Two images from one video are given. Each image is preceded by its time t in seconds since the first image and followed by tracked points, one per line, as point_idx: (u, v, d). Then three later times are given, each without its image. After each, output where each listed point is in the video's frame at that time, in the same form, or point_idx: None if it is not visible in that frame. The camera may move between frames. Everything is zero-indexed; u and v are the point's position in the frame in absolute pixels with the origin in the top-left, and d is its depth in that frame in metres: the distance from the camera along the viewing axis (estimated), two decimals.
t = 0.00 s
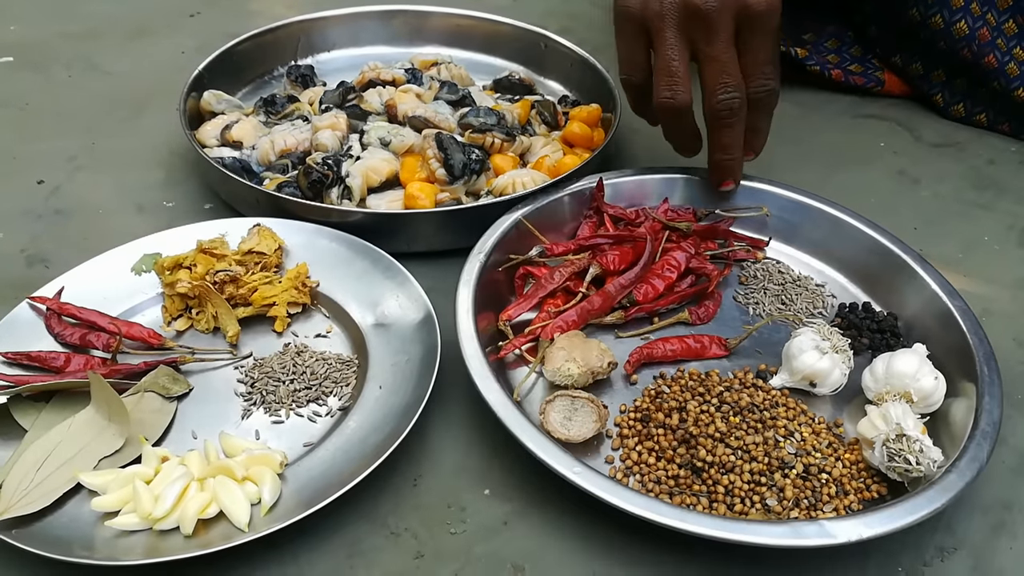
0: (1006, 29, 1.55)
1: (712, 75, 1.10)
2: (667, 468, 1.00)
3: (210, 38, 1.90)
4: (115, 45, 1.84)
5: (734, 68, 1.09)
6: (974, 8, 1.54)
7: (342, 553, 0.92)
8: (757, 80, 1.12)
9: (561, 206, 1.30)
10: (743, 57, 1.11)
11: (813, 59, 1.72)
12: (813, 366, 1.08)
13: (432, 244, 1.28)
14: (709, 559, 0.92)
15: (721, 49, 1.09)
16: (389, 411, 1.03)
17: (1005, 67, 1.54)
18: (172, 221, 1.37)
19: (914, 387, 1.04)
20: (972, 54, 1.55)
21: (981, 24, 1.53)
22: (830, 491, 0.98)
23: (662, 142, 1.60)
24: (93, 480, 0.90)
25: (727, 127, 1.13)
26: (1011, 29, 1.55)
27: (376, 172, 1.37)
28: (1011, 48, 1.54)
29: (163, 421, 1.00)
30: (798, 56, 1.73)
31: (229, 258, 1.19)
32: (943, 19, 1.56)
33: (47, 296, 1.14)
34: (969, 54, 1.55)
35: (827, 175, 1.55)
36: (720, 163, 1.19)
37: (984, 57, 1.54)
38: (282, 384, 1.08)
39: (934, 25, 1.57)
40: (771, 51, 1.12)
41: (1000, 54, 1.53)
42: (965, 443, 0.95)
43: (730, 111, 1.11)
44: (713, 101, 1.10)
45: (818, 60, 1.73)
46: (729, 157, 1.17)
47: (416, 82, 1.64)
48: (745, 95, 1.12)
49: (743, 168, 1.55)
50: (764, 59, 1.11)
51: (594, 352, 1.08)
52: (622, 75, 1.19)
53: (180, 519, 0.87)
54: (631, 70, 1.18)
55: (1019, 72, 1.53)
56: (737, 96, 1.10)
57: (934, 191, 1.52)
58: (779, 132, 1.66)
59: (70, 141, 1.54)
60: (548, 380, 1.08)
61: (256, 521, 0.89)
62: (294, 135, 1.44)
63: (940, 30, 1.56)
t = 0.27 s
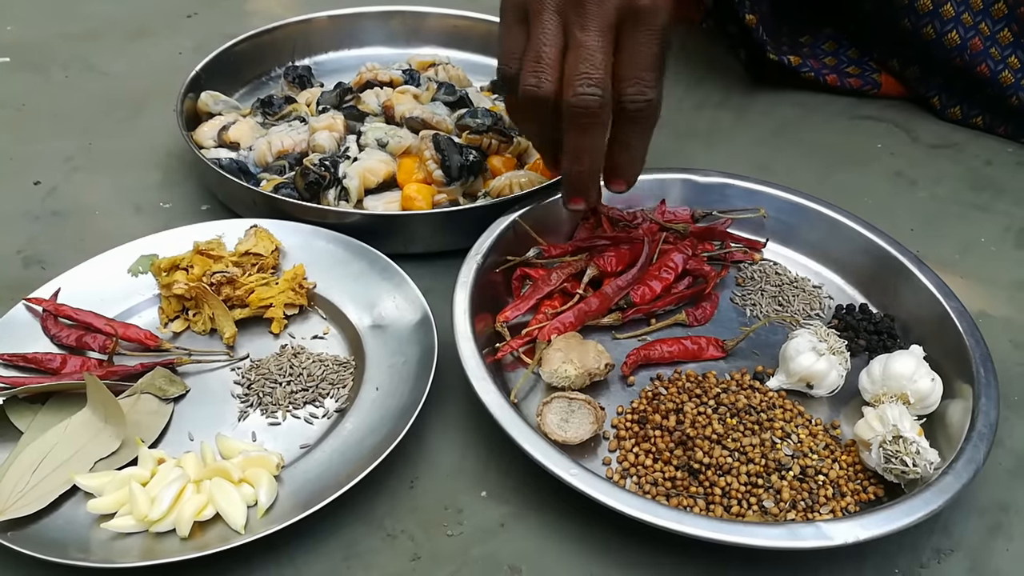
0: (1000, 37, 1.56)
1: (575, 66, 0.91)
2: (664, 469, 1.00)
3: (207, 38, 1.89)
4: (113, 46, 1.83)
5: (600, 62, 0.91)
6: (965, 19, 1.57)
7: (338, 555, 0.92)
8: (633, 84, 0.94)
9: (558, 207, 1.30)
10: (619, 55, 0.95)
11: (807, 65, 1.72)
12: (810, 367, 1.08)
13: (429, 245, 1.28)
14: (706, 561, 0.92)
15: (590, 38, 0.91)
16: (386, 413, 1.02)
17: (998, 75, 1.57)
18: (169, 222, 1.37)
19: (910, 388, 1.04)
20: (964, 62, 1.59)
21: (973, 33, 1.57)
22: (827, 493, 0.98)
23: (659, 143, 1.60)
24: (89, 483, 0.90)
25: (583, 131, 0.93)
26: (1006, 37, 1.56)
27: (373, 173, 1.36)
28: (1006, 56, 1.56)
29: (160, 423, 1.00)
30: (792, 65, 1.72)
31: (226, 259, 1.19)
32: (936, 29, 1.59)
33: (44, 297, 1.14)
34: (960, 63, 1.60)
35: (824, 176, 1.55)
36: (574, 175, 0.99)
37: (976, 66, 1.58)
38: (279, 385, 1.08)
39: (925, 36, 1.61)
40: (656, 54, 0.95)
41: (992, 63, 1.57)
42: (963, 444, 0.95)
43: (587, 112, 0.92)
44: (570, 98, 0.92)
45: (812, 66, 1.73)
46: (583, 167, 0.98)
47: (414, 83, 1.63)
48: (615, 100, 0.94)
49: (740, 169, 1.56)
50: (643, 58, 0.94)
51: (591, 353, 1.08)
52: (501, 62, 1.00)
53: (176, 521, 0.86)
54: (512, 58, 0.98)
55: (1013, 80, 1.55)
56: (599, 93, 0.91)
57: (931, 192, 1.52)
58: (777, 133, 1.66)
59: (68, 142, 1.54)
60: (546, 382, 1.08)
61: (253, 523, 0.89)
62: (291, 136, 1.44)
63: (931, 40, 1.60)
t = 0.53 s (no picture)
0: (994, 42, 1.55)
1: (623, 109, 1.02)
2: (662, 470, 1.00)
3: (206, 39, 1.89)
4: (111, 46, 1.83)
5: (644, 106, 1.02)
6: (961, 24, 1.55)
7: (336, 556, 0.92)
8: (681, 124, 1.04)
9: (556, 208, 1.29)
10: (657, 103, 1.05)
11: (805, 68, 1.72)
12: (808, 368, 1.08)
13: (428, 245, 1.28)
14: (703, 562, 0.92)
15: (632, 85, 1.03)
16: (384, 413, 1.02)
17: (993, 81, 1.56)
18: (167, 222, 1.37)
19: (908, 389, 1.04)
20: (959, 67, 1.58)
21: (968, 39, 1.55)
22: (825, 494, 0.98)
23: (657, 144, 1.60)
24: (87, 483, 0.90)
25: (637, 167, 1.02)
26: (1001, 43, 1.55)
27: (371, 173, 1.36)
28: (1000, 62, 1.55)
29: (158, 423, 1.00)
30: (790, 68, 1.72)
31: (224, 259, 1.19)
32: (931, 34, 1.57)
33: (42, 297, 1.14)
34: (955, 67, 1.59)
35: (822, 177, 1.55)
36: (561, 186, 1.05)
37: (971, 72, 1.57)
38: (277, 386, 1.08)
39: (921, 40, 1.59)
40: (689, 102, 1.06)
41: (989, 68, 1.55)
42: (960, 445, 0.95)
43: (640, 148, 1.01)
44: (625, 138, 1.01)
45: (810, 68, 1.73)
46: (638, 204, 1.02)
47: (412, 83, 1.63)
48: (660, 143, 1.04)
49: (739, 170, 1.56)
50: (680, 105, 1.05)
51: (589, 354, 1.08)
52: (516, 79, 1.08)
53: (174, 522, 0.86)
54: (529, 75, 1.07)
55: (1009, 86, 1.55)
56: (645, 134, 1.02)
57: (929, 193, 1.52)
58: (775, 134, 1.66)
59: (66, 142, 1.54)
60: (544, 382, 1.08)
61: (251, 523, 0.89)
62: (290, 136, 1.45)
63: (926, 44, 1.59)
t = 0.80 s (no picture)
0: (992, 41, 1.57)
1: (615, 121, 1.04)
2: (660, 469, 1.00)
3: (205, 37, 1.89)
4: (110, 45, 1.83)
5: (636, 119, 1.04)
6: (959, 22, 1.55)
7: (334, 554, 0.92)
8: (668, 138, 1.06)
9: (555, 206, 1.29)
10: (649, 113, 1.07)
11: (803, 67, 1.72)
12: (806, 367, 1.08)
13: (426, 244, 1.28)
14: (701, 560, 0.92)
15: (626, 96, 1.03)
16: (382, 412, 1.02)
17: (990, 80, 1.56)
18: (166, 220, 1.37)
19: (906, 387, 1.04)
20: (957, 66, 1.58)
21: (966, 37, 1.55)
22: (822, 492, 0.98)
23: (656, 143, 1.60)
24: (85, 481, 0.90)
25: (627, 178, 1.04)
26: (999, 41, 1.57)
27: (370, 172, 1.36)
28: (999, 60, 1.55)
29: (156, 421, 1.00)
30: (788, 67, 1.72)
31: (222, 258, 1.19)
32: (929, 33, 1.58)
33: (39, 296, 1.13)
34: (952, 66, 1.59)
35: (820, 176, 1.55)
36: (552, 192, 1.07)
37: (969, 70, 1.56)
38: (275, 384, 1.07)
39: (919, 39, 1.59)
40: (679, 113, 1.08)
41: (987, 67, 1.55)
42: (958, 444, 0.95)
43: (632, 161, 1.03)
44: (617, 149, 1.03)
45: (808, 67, 1.73)
46: (626, 213, 1.07)
47: (411, 82, 1.64)
48: (649, 153, 1.07)
49: (737, 168, 1.56)
50: (670, 116, 1.07)
51: (587, 352, 1.08)
52: (511, 80, 1.07)
53: (171, 520, 0.86)
54: (523, 78, 1.06)
55: (1006, 84, 1.55)
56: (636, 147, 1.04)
57: (927, 192, 1.52)
58: (774, 133, 1.66)
59: (64, 141, 1.53)
60: (542, 381, 1.09)
61: (248, 522, 0.89)
62: (288, 135, 1.44)
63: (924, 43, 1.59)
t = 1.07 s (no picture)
0: (995, 39, 1.55)
1: (616, 124, 1.04)
2: (659, 468, 1.00)
3: (203, 37, 1.89)
4: (108, 44, 1.83)
5: (637, 122, 1.04)
6: (958, 22, 1.55)
7: (333, 553, 0.92)
8: (669, 142, 1.06)
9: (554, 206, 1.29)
10: (651, 116, 1.07)
11: (801, 68, 1.72)
12: (805, 366, 1.08)
13: (425, 243, 1.28)
14: (701, 559, 0.92)
15: (627, 100, 1.03)
16: (381, 411, 1.02)
17: (988, 80, 1.56)
18: (164, 219, 1.37)
19: (905, 387, 1.04)
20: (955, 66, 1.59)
21: (965, 37, 1.55)
22: (822, 491, 0.98)
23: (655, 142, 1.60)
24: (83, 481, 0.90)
25: (625, 182, 1.04)
26: (1002, 39, 1.55)
27: (369, 172, 1.36)
28: (999, 60, 1.55)
29: (155, 420, 1.00)
30: (786, 67, 1.72)
31: (221, 258, 1.19)
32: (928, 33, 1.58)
33: (38, 295, 1.13)
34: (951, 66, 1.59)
35: (819, 176, 1.55)
36: (550, 194, 1.07)
37: (966, 70, 1.57)
38: (274, 384, 1.07)
39: (917, 38, 1.59)
40: (681, 117, 1.08)
41: (985, 67, 1.55)
42: (957, 443, 0.95)
43: (631, 165, 1.03)
44: (616, 153, 1.03)
45: (807, 67, 1.73)
46: (623, 218, 1.07)
47: (410, 81, 1.64)
48: (649, 156, 1.06)
49: (736, 168, 1.56)
50: (672, 120, 1.07)
51: (586, 352, 1.08)
52: (512, 80, 1.07)
53: (170, 520, 0.86)
54: (525, 78, 1.06)
55: (1004, 85, 1.55)
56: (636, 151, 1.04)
57: (926, 191, 1.52)
58: (772, 132, 1.66)
59: (63, 140, 1.53)
60: (542, 381, 1.08)
61: (247, 521, 0.89)
62: (287, 135, 1.44)
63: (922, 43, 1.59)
